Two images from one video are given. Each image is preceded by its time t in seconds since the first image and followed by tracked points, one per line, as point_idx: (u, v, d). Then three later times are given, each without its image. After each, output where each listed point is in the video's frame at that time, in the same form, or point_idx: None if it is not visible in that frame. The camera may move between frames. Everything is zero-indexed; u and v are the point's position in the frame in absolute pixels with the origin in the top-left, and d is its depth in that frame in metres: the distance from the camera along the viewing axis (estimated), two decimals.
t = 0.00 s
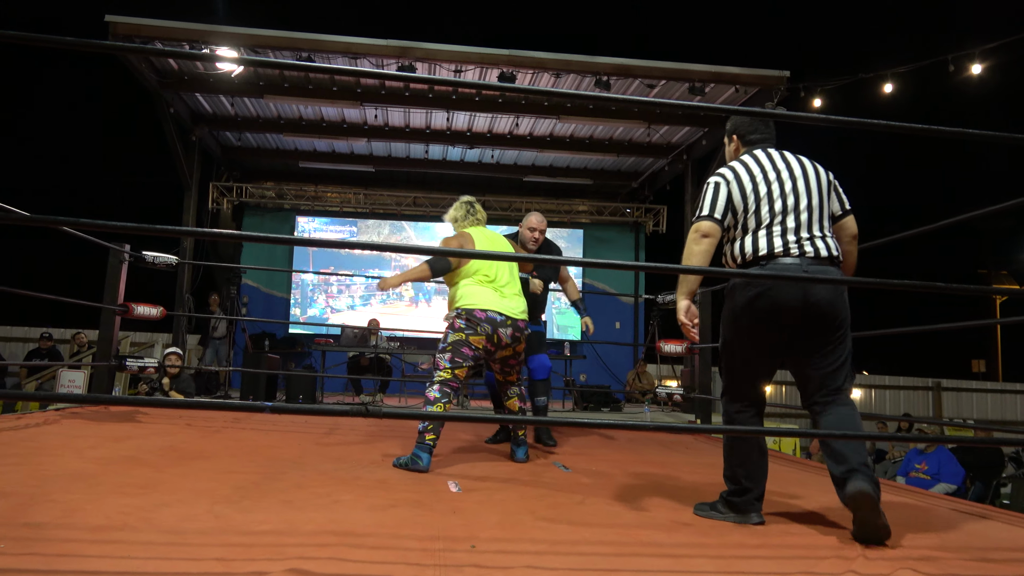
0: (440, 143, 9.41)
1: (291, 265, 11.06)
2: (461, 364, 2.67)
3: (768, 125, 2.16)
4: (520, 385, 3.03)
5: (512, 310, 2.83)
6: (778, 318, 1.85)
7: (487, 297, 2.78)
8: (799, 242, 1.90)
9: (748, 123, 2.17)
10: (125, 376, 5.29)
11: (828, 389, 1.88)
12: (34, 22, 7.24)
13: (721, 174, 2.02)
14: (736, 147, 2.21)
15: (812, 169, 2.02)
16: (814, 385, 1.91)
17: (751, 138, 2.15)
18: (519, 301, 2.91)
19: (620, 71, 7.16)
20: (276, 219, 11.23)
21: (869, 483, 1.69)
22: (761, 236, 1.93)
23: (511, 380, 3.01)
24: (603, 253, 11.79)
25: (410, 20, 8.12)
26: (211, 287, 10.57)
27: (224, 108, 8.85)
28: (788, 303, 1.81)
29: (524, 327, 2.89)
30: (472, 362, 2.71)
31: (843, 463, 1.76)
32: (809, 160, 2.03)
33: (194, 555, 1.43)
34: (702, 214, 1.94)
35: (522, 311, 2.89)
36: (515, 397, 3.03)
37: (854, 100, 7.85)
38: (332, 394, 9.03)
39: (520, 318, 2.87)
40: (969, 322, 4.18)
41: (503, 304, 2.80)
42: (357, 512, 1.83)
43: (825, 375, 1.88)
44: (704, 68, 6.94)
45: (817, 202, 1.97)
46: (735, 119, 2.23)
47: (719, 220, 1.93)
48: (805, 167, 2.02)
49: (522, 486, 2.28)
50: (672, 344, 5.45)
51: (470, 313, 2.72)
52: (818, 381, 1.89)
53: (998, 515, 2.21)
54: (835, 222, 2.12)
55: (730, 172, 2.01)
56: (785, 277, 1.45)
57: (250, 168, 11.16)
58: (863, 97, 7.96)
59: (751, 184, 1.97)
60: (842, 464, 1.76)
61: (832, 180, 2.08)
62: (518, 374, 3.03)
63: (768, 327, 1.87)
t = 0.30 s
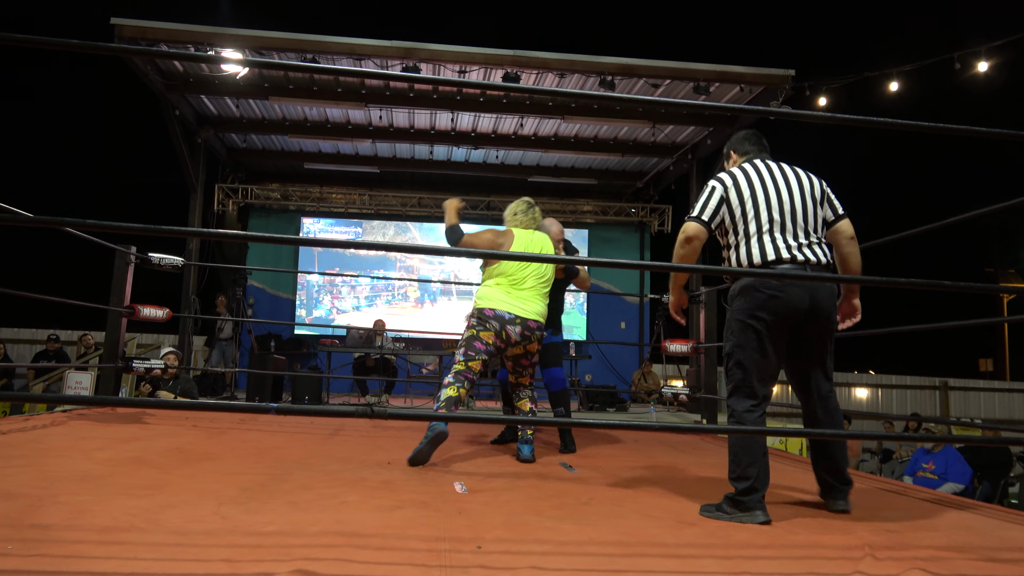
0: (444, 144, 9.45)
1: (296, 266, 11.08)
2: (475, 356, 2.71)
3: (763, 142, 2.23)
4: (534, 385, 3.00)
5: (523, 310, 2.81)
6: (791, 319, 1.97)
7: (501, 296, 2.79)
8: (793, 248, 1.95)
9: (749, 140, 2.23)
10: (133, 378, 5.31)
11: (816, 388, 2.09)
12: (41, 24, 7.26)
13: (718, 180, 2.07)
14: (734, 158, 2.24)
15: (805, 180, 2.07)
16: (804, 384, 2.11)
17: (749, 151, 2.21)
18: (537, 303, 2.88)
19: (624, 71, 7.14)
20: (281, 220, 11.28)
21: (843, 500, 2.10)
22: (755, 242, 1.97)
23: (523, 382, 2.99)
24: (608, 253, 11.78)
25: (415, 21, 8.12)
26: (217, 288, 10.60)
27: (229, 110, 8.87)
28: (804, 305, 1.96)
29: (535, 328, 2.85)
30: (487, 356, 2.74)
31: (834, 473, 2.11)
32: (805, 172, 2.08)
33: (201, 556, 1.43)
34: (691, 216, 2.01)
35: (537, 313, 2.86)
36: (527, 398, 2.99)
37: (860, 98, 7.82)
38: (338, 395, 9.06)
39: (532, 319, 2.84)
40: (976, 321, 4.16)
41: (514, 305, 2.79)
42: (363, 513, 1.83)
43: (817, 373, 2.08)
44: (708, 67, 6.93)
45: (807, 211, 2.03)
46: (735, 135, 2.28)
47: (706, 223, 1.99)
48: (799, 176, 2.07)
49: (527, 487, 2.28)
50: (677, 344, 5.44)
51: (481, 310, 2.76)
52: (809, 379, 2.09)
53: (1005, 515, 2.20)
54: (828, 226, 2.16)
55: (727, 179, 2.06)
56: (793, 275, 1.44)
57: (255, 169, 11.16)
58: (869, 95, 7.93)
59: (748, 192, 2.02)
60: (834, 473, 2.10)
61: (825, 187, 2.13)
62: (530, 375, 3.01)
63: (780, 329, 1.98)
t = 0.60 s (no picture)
0: (444, 144, 9.47)
1: (297, 267, 11.08)
2: (471, 356, 2.74)
3: (796, 154, 2.37)
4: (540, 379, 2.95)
5: (507, 300, 2.78)
6: (809, 326, 2.09)
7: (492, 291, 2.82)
8: (819, 261, 2.12)
9: (781, 149, 2.37)
10: (132, 379, 5.30)
11: (809, 386, 2.24)
12: (41, 26, 7.25)
13: (756, 187, 2.20)
14: (767, 167, 2.40)
15: (832, 199, 2.24)
16: (801, 381, 2.25)
17: (781, 162, 2.35)
18: (524, 293, 2.82)
19: (624, 71, 7.12)
20: (281, 222, 11.31)
21: (834, 496, 2.15)
22: (786, 250, 2.12)
23: (528, 377, 2.95)
24: (608, 253, 11.79)
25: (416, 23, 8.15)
26: (218, 289, 10.61)
27: (229, 111, 8.86)
28: (824, 315, 2.08)
29: (527, 315, 2.79)
30: (482, 352, 2.76)
31: (822, 469, 2.18)
32: (833, 191, 2.24)
33: (202, 557, 1.43)
34: (734, 221, 2.15)
35: (524, 301, 2.80)
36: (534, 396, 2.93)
37: (860, 96, 7.83)
38: (339, 396, 9.06)
39: (524, 305, 2.80)
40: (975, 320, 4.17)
41: (499, 296, 2.80)
42: (364, 513, 1.83)
43: (815, 375, 2.22)
44: (709, 66, 6.91)
45: (831, 228, 2.19)
46: (770, 142, 2.41)
47: (749, 228, 2.14)
48: (827, 194, 2.23)
49: (528, 487, 2.28)
50: (678, 344, 5.43)
51: (471, 308, 2.81)
52: (808, 379, 2.23)
53: (1006, 514, 2.20)
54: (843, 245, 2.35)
55: (767, 187, 2.18)
56: (803, 275, 1.46)
57: (256, 170, 11.15)
58: (869, 94, 7.93)
59: (785, 201, 2.15)
60: (822, 469, 2.18)
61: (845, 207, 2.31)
62: (536, 369, 2.95)
63: (797, 334, 2.10)
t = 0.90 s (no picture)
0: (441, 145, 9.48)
1: (294, 268, 11.07)
2: (448, 366, 2.77)
3: (793, 160, 2.42)
4: (525, 380, 2.95)
5: (489, 308, 2.80)
6: (808, 322, 2.14)
7: (468, 300, 2.80)
8: (823, 257, 2.17)
9: (777, 156, 2.41)
10: (128, 380, 5.28)
11: (815, 388, 2.22)
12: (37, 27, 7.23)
13: (765, 187, 2.25)
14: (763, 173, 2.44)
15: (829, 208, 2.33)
16: (805, 382, 2.24)
17: (780, 168, 2.40)
18: (504, 299, 2.85)
19: (621, 72, 7.13)
20: (278, 222, 11.28)
21: (830, 494, 2.15)
22: (792, 247, 2.17)
23: (512, 381, 2.96)
24: (605, 253, 11.80)
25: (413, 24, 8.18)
26: (214, 290, 10.59)
27: (226, 112, 8.85)
28: (823, 310, 2.13)
29: (505, 324, 2.82)
30: (457, 362, 2.79)
31: (821, 465, 2.20)
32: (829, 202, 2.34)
33: (198, 559, 1.43)
34: (744, 215, 2.19)
35: (506, 309, 2.83)
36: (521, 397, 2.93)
37: (856, 97, 7.86)
38: (335, 397, 9.04)
39: (500, 315, 2.82)
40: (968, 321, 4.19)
41: (480, 304, 2.79)
42: (361, 514, 1.82)
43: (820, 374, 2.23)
44: (706, 67, 6.91)
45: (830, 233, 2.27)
46: (766, 150, 2.46)
47: (760, 222, 2.18)
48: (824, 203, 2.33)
49: (525, 488, 2.28)
50: (674, 344, 5.43)
51: (447, 318, 2.79)
52: (814, 378, 2.22)
53: (1002, 513, 2.20)
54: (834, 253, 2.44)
55: (775, 187, 2.24)
56: (799, 276, 1.42)
57: (252, 170, 11.15)
58: (864, 95, 7.97)
59: (792, 201, 2.21)
60: (822, 466, 2.19)
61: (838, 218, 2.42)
62: (520, 372, 2.96)
63: (799, 331, 2.15)
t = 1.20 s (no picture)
0: (439, 146, 9.47)
1: (293, 269, 11.06)
2: (440, 363, 2.77)
3: (771, 160, 2.43)
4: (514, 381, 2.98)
5: (487, 307, 2.83)
6: (792, 326, 2.15)
7: (463, 296, 2.80)
8: (802, 266, 2.22)
9: (757, 155, 2.42)
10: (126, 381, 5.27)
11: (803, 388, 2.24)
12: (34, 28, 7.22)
13: (744, 199, 2.24)
14: (744, 174, 2.44)
15: (809, 207, 2.35)
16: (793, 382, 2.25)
17: (760, 169, 2.41)
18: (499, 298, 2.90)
19: (620, 72, 7.12)
20: (275, 223, 11.25)
21: (827, 485, 2.15)
22: (771, 260, 2.21)
23: (501, 382, 2.96)
24: (604, 254, 11.80)
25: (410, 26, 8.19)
26: (212, 291, 10.57)
27: (224, 112, 8.85)
28: (804, 312, 2.14)
29: (502, 322, 2.87)
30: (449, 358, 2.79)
31: (812, 459, 2.21)
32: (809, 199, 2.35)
33: (197, 560, 1.42)
34: (727, 233, 2.19)
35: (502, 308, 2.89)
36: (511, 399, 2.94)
37: (853, 97, 7.88)
38: (334, 398, 9.03)
39: (496, 313, 2.86)
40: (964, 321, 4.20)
41: (479, 303, 2.82)
42: (359, 515, 1.82)
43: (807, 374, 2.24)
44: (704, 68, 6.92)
45: (810, 237, 2.30)
46: (746, 146, 2.45)
47: (742, 240, 2.18)
48: (804, 203, 2.34)
49: (523, 489, 2.28)
50: (672, 345, 5.42)
51: (444, 316, 2.76)
52: (802, 378, 2.23)
53: (999, 513, 2.20)
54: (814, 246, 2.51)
55: (755, 199, 2.23)
56: (791, 276, 1.44)
57: (250, 171, 11.14)
58: (862, 95, 7.98)
59: (771, 213, 2.23)
60: (814, 459, 2.21)
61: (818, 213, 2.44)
62: (510, 373, 2.98)
63: (783, 334, 2.16)
